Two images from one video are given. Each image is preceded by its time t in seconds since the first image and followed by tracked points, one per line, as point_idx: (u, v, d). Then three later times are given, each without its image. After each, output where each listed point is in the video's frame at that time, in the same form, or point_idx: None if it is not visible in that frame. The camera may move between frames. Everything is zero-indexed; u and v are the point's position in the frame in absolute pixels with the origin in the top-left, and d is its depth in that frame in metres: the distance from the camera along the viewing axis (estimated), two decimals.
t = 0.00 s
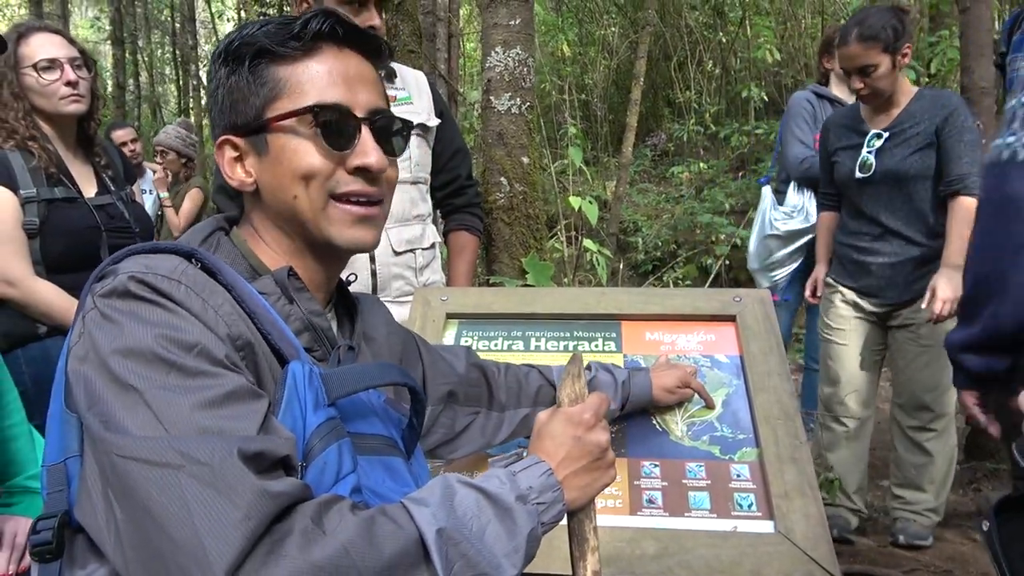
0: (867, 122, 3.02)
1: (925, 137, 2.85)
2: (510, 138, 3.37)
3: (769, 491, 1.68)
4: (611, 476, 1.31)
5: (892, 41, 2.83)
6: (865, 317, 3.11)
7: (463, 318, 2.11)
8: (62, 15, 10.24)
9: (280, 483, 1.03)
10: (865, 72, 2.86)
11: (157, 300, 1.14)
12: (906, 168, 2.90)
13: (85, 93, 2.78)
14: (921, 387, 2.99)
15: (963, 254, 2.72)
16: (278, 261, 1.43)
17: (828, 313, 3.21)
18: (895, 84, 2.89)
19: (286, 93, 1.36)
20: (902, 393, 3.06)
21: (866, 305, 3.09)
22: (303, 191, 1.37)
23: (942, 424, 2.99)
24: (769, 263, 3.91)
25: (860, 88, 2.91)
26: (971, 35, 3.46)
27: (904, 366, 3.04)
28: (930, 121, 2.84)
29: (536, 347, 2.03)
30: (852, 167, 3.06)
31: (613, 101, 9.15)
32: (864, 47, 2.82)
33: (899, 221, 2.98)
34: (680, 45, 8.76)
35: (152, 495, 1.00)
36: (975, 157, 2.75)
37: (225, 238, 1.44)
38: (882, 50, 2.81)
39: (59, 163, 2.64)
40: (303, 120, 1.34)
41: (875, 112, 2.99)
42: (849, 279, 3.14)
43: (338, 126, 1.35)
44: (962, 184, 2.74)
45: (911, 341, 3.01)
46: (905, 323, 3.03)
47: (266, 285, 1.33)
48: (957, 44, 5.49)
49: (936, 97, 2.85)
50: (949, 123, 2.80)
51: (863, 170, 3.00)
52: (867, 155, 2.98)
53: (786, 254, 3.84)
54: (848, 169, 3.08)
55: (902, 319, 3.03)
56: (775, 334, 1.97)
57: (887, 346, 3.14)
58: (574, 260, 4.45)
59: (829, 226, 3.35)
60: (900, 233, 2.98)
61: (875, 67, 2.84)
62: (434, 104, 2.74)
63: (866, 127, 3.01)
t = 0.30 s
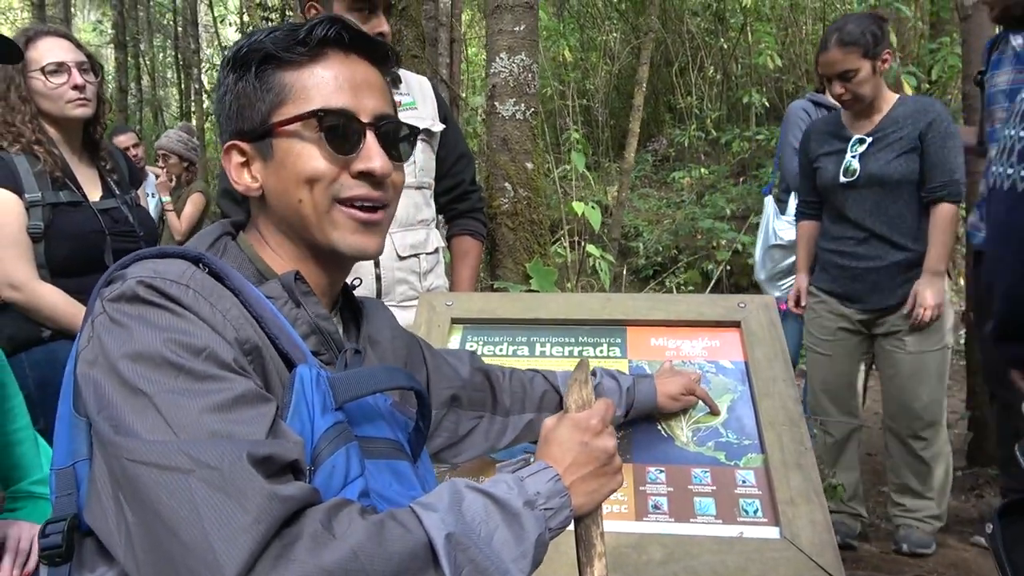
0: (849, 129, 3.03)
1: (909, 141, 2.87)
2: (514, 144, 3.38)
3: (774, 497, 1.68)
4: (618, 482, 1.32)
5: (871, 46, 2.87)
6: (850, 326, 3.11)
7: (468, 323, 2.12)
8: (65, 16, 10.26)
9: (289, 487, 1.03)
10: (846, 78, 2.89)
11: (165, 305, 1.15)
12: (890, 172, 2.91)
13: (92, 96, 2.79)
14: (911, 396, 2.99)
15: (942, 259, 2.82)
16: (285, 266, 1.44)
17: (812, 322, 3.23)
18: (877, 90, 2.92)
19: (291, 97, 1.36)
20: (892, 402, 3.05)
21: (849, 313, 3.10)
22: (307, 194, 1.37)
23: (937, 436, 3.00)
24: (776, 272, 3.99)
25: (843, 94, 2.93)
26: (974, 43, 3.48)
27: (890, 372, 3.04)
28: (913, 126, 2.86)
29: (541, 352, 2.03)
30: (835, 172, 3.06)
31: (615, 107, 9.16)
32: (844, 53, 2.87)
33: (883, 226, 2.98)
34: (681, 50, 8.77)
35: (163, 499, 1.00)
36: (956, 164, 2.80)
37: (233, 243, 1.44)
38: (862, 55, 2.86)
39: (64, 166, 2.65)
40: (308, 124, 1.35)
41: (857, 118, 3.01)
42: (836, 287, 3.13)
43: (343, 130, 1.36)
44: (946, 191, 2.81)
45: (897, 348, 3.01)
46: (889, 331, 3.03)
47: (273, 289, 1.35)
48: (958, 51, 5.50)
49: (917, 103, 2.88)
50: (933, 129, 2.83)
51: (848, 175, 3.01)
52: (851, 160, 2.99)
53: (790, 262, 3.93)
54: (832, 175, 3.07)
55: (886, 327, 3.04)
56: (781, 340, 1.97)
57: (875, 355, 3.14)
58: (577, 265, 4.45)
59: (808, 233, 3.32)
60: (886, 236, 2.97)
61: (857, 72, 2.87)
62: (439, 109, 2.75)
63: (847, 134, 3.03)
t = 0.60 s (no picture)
0: (841, 134, 3.04)
1: (904, 148, 2.88)
2: (516, 149, 3.39)
3: (776, 502, 1.68)
4: (623, 487, 1.31)
5: (869, 51, 2.89)
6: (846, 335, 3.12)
7: (470, 328, 2.12)
8: (67, 19, 10.28)
9: (297, 493, 1.03)
10: (845, 82, 2.89)
11: (172, 310, 1.15)
12: (883, 179, 2.92)
13: (94, 99, 2.79)
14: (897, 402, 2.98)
15: (931, 266, 2.84)
16: (292, 269, 1.43)
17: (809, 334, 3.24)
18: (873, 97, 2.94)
19: (333, 99, 1.38)
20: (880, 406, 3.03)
21: (845, 321, 3.11)
22: (351, 195, 1.38)
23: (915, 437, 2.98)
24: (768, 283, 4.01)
25: (841, 98, 2.93)
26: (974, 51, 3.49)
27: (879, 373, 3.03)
28: (907, 134, 2.88)
29: (542, 357, 2.04)
30: (830, 179, 3.07)
31: (615, 112, 9.18)
32: (846, 57, 2.87)
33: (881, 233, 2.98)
34: (682, 56, 8.79)
35: (171, 505, 1.00)
36: (950, 172, 2.82)
37: (236, 247, 1.43)
38: (862, 60, 2.87)
39: (66, 169, 2.65)
40: (355, 125, 1.38)
41: (851, 123, 3.02)
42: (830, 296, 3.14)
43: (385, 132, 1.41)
44: (939, 199, 2.82)
45: (889, 347, 3.00)
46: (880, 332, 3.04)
47: (278, 293, 1.34)
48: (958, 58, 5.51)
49: (913, 110, 2.89)
50: (927, 137, 2.84)
51: (842, 182, 3.02)
52: (846, 166, 3.00)
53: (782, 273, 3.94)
54: (827, 180, 3.08)
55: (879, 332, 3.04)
56: (782, 346, 1.97)
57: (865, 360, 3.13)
58: (577, 269, 4.46)
59: (794, 239, 3.34)
60: (879, 245, 2.99)
61: (856, 77, 2.88)
62: (441, 114, 2.75)
63: (840, 139, 3.03)
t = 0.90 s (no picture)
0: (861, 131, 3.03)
1: (917, 152, 2.85)
2: (515, 152, 3.38)
3: (774, 507, 1.68)
4: (615, 489, 1.31)
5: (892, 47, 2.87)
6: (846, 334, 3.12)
7: (468, 330, 2.11)
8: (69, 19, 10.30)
9: (290, 496, 1.03)
10: (867, 76, 2.88)
11: (165, 310, 1.14)
12: (893, 182, 2.91)
13: (93, 98, 2.79)
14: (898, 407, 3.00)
15: (949, 278, 2.79)
16: (286, 271, 1.42)
17: (810, 321, 3.24)
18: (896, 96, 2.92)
19: (348, 103, 1.38)
20: (880, 410, 3.06)
21: (847, 319, 3.11)
22: (362, 199, 1.38)
23: (915, 443, 3.00)
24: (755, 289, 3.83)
25: (862, 92, 2.91)
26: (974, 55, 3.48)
27: (882, 380, 3.03)
28: (922, 137, 2.84)
29: (540, 360, 2.03)
30: (841, 176, 3.07)
31: (615, 115, 9.18)
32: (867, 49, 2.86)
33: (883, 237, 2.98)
34: (683, 59, 8.79)
35: (164, 507, 1.00)
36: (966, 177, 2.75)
37: (230, 246, 1.42)
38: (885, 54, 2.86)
39: (65, 168, 2.65)
40: (369, 131, 1.38)
41: (874, 121, 3.00)
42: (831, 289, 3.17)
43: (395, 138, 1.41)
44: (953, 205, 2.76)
45: (892, 356, 3.01)
46: (882, 339, 3.04)
47: (272, 293, 1.33)
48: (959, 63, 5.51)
49: (934, 111, 2.84)
50: (944, 140, 2.78)
51: (853, 180, 3.01)
52: (857, 165, 2.99)
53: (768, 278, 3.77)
54: (838, 177, 3.09)
55: (879, 335, 3.04)
56: (780, 350, 1.97)
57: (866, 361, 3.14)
58: (577, 272, 4.46)
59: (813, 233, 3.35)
60: (885, 249, 2.99)
61: (879, 70, 2.86)
62: (440, 116, 2.74)
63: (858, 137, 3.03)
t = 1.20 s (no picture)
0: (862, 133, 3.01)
1: (924, 155, 2.87)
2: (515, 153, 3.38)
3: (773, 510, 1.67)
4: (601, 493, 1.29)
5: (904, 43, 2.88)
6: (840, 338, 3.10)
7: (467, 332, 2.11)
8: (70, 21, 10.31)
9: (278, 501, 1.02)
10: (878, 67, 2.86)
11: (133, 305, 1.13)
12: (899, 183, 2.90)
13: (92, 99, 2.79)
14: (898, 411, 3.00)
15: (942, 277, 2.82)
16: (253, 262, 1.37)
17: (802, 328, 3.22)
18: (899, 98, 2.92)
19: (337, 95, 1.36)
20: (879, 415, 3.06)
21: (840, 322, 3.09)
22: (349, 191, 1.36)
23: (912, 447, 3.02)
24: (735, 291, 3.94)
25: (870, 85, 2.89)
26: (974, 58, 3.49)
27: (880, 384, 3.03)
28: (927, 140, 2.87)
29: (540, 362, 2.02)
30: (842, 177, 3.03)
31: (616, 117, 9.18)
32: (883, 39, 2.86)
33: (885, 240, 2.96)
34: (683, 62, 8.79)
35: (143, 515, 0.99)
36: (961, 182, 2.81)
37: (193, 237, 1.38)
38: (897, 49, 2.87)
39: (65, 168, 2.65)
40: (358, 125, 1.37)
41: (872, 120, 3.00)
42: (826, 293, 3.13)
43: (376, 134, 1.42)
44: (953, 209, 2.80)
45: (889, 360, 3.00)
46: (878, 343, 3.02)
47: (240, 287, 1.30)
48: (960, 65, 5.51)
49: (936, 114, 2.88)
50: (950, 142, 2.83)
51: (856, 181, 2.97)
52: (861, 165, 2.96)
53: (748, 281, 3.87)
54: (839, 177, 3.04)
55: (875, 339, 3.03)
56: (780, 352, 1.96)
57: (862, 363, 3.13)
58: (576, 274, 4.45)
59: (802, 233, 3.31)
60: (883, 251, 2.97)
61: (890, 63, 2.86)
62: (439, 118, 2.74)
63: (861, 137, 3.00)
